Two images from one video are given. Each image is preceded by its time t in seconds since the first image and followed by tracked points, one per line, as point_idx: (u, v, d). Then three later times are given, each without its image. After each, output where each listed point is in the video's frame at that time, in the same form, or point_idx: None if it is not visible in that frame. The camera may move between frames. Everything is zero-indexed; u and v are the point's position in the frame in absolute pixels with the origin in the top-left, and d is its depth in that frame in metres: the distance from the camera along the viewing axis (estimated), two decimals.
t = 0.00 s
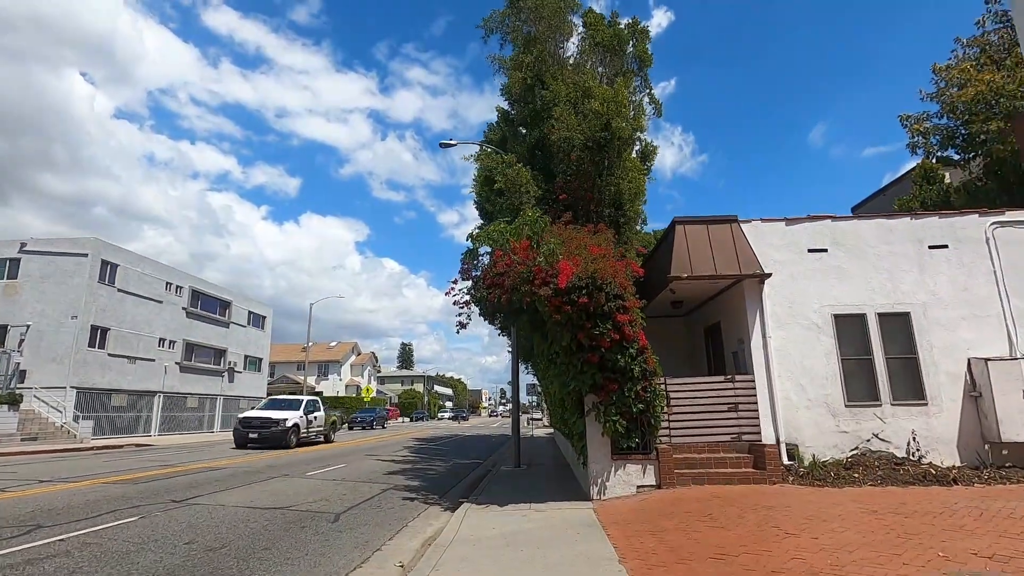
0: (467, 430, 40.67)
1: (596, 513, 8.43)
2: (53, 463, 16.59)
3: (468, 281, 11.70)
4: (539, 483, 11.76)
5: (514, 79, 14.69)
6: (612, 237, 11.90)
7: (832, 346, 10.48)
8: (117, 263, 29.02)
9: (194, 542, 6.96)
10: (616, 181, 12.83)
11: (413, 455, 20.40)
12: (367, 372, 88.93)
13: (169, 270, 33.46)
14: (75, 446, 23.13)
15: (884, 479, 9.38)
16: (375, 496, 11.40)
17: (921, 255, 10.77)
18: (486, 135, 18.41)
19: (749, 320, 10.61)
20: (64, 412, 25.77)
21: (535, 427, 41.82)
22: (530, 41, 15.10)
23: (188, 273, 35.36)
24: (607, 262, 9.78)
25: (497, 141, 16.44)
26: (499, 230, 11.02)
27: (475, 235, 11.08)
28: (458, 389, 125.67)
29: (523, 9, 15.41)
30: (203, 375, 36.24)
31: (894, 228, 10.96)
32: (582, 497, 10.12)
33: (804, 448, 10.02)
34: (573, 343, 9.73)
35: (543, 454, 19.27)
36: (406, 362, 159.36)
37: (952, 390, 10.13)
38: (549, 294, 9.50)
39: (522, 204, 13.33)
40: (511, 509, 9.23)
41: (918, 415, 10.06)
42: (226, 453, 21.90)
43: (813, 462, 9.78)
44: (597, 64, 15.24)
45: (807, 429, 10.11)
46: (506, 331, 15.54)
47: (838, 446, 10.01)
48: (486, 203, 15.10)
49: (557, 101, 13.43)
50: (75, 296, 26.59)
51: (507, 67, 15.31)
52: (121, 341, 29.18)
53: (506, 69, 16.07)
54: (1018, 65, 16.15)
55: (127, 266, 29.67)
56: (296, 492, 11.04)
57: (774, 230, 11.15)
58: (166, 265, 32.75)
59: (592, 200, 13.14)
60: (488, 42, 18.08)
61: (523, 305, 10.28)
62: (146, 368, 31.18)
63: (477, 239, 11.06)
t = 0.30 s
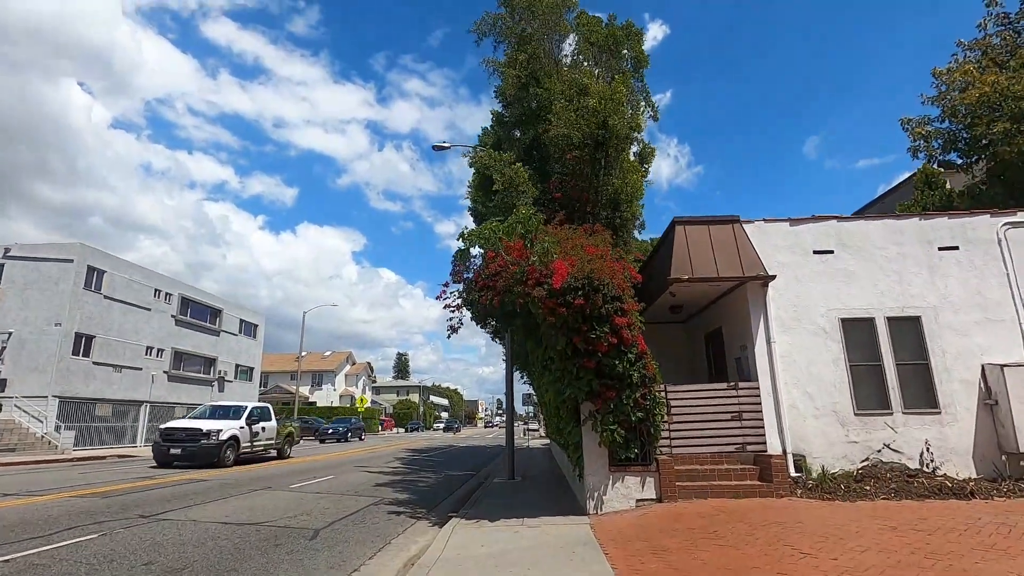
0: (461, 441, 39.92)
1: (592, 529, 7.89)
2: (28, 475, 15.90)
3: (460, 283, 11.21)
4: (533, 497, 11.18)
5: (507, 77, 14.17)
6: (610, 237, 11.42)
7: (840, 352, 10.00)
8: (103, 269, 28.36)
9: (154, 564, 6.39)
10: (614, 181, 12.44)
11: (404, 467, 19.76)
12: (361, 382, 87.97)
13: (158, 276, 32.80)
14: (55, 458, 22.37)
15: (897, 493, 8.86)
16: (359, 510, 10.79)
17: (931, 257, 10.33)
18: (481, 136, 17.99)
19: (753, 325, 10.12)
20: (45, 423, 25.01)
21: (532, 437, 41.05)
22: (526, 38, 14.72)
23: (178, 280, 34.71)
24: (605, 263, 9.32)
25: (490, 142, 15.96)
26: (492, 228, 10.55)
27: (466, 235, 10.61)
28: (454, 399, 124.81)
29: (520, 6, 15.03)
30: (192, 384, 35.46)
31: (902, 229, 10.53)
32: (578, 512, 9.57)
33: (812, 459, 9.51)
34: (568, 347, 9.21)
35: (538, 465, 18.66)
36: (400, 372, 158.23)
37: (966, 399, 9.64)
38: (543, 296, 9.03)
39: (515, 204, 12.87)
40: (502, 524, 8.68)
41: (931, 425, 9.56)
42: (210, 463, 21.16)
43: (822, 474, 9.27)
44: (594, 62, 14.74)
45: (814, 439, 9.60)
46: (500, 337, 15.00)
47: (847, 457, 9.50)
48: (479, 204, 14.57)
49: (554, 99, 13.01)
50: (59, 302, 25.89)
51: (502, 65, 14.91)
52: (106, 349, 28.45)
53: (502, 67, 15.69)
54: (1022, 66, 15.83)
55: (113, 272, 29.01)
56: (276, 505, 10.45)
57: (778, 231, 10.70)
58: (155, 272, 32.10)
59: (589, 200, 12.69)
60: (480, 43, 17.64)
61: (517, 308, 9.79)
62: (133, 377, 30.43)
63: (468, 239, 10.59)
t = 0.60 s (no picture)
0: (460, 443, 39.34)
1: (592, 541, 7.36)
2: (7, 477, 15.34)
3: (454, 278, 10.69)
4: (529, 504, 10.62)
5: (505, 66, 13.60)
6: (611, 231, 10.88)
7: (854, 353, 9.47)
8: (94, 265, 27.77)
9: None
10: (616, 173, 11.96)
11: (398, 469, 19.22)
12: (360, 382, 87.30)
13: (151, 273, 32.21)
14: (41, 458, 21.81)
15: (916, 503, 8.32)
16: (347, 517, 10.26)
17: (950, 254, 9.81)
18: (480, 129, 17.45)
19: (761, 324, 9.59)
20: (32, 422, 24.43)
21: (532, 440, 40.48)
22: (527, 26, 14.18)
23: (171, 278, 34.13)
24: (607, 257, 8.79)
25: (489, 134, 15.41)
26: (488, 220, 10.02)
27: (461, 227, 10.08)
28: (453, 400, 124.17)
29: None
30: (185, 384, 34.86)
31: (920, 225, 10.01)
32: (576, 521, 9.03)
33: (825, 467, 8.98)
34: (567, 346, 8.68)
35: (536, 469, 18.11)
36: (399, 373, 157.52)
37: (987, 403, 9.12)
38: (541, 291, 8.52)
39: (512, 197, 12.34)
40: (496, 534, 8.16)
41: (951, 431, 9.04)
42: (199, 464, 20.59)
43: (836, 483, 8.73)
44: (597, 52, 14.21)
45: (827, 446, 9.07)
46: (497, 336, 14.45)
47: (862, 465, 8.98)
48: (476, 197, 14.02)
49: (555, 88, 12.48)
50: (48, 299, 25.31)
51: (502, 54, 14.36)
52: (96, 348, 27.86)
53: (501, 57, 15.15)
54: None
55: (105, 269, 28.41)
56: (257, 512, 9.90)
57: (789, 225, 10.17)
58: (147, 269, 31.51)
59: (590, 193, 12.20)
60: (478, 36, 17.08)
61: (513, 304, 9.27)
62: (124, 377, 29.88)
63: (463, 231, 10.06)
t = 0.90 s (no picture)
0: (456, 445, 38.80)
1: (592, 552, 6.84)
2: None
3: (449, 270, 10.16)
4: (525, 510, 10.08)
5: (504, 52, 13.09)
6: (612, 222, 10.37)
7: (869, 353, 8.98)
8: (83, 260, 27.15)
9: None
10: (618, 163, 11.46)
11: (392, 472, 18.66)
12: (356, 383, 86.59)
13: (142, 269, 31.59)
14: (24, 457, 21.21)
15: (937, 512, 7.81)
16: (332, 521, 9.71)
17: (969, 249, 9.32)
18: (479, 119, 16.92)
19: (771, 321, 9.08)
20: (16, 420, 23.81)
21: (530, 442, 39.95)
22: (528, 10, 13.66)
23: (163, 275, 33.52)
24: (609, 247, 8.28)
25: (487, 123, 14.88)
26: (484, 208, 9.50)
27: (455, 216, 9.56)
28: (450, 402, 123.52)
29: None
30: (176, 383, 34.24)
31: (937, 218, 9.52)
32: (575, 528, 8.50)
33: (839, 472, 8.48)
34: (566, 341, 8.17)
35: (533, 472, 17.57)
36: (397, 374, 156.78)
37: (1009, 407, 8.62)
38: (539, 283, 8.01)
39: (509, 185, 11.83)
40: (489, 543, 7.63)
41: (971, 435, 8.53)
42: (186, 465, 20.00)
43: (851, 490, 8.22)
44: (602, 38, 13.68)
45: (841, 450, 8.57)
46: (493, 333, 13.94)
47: (878, 470, 8.48)
48: (473, 188, 13.44)
49: (556, 73, 11.97)
50: (34, 294, 24.68)
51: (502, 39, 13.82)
52: (83, 345, 27.23)
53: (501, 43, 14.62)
54: None
55: (93, 264, 27.78)
56: (236, 516, 9.35)
57: (800, 218, 9.68)
58: (138, 265, 30.89)
59: (591, 184, 11.71)
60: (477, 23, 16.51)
61: (510, 297, 8.75)
62: (112, 374, 29.25)
63: (457, 220, 9.53)
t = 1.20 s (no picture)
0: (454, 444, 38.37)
1: (595, 561, 6.36)
2: None
3: (444, 261, 9.67)
4: (523, 513, 9.62)
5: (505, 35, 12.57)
6: (616, 211, 9.89)
7: (887, 350, 8.50)
8: (73, 254, 26.62)
9: None
10: (621, 151, 10.98)
11: (387, 472, 18.18)
12: (354, 381, 86.18)
13: (135, 264, 31.09)
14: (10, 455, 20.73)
15: (961, 519, 7.34)
16: (320, 524, 9.23)
17: (992, 241, 8.85)
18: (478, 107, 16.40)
19: (784, 315, 8.61)
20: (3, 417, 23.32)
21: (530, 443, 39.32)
22: None
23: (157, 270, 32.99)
24: (614, 236, 7.80)
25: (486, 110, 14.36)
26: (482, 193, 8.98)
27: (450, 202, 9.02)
28: (448, 400, 123.15)
29: None
30: (170, 380, 33.76)
31: (959, 209, 9.05)
32: (575, 533, 8.04)
33: (855, 476, 8.01)
34: (568, 336, 7.67)
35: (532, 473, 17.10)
36: (395, 373, 156.44)
37: None
38: (539, 273, 7.53)
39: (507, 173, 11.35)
40: (484, 550, 7.16)
41: (996, 437, 8.06)
42: (176, 463, 19.52)
43: (868, 495, 7.75)
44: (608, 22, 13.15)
45: (858, 452, 8.10)
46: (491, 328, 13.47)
47: (897, 474, 8.01)
48: (470, 177, 12.89)
49: (559, 55, 11.47)
50: (23, 289, 24.15)
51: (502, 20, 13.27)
52: (74, 340, 26.71)
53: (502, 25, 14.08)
54: None
55: (85, 258, 27.29)
56: (218, 519, 8.85)
57: (814, 208, 9.20)
58: (130, 260, 30.38)
59: (593, 174, 11.24)
60: (477, 8, 16.01)
61: (508, 289, 8.26)
62: (103, 371, 28.71)
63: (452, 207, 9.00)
